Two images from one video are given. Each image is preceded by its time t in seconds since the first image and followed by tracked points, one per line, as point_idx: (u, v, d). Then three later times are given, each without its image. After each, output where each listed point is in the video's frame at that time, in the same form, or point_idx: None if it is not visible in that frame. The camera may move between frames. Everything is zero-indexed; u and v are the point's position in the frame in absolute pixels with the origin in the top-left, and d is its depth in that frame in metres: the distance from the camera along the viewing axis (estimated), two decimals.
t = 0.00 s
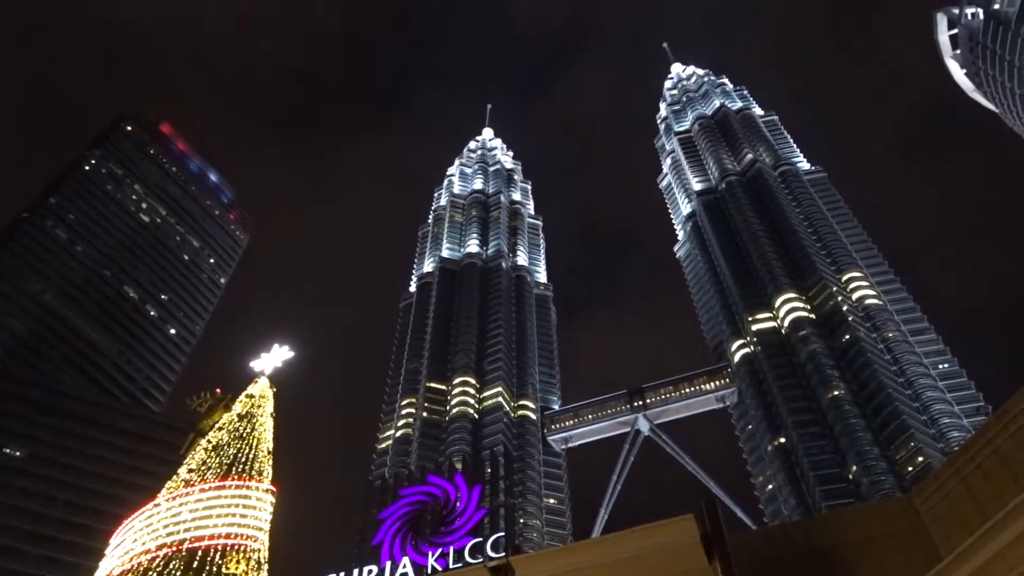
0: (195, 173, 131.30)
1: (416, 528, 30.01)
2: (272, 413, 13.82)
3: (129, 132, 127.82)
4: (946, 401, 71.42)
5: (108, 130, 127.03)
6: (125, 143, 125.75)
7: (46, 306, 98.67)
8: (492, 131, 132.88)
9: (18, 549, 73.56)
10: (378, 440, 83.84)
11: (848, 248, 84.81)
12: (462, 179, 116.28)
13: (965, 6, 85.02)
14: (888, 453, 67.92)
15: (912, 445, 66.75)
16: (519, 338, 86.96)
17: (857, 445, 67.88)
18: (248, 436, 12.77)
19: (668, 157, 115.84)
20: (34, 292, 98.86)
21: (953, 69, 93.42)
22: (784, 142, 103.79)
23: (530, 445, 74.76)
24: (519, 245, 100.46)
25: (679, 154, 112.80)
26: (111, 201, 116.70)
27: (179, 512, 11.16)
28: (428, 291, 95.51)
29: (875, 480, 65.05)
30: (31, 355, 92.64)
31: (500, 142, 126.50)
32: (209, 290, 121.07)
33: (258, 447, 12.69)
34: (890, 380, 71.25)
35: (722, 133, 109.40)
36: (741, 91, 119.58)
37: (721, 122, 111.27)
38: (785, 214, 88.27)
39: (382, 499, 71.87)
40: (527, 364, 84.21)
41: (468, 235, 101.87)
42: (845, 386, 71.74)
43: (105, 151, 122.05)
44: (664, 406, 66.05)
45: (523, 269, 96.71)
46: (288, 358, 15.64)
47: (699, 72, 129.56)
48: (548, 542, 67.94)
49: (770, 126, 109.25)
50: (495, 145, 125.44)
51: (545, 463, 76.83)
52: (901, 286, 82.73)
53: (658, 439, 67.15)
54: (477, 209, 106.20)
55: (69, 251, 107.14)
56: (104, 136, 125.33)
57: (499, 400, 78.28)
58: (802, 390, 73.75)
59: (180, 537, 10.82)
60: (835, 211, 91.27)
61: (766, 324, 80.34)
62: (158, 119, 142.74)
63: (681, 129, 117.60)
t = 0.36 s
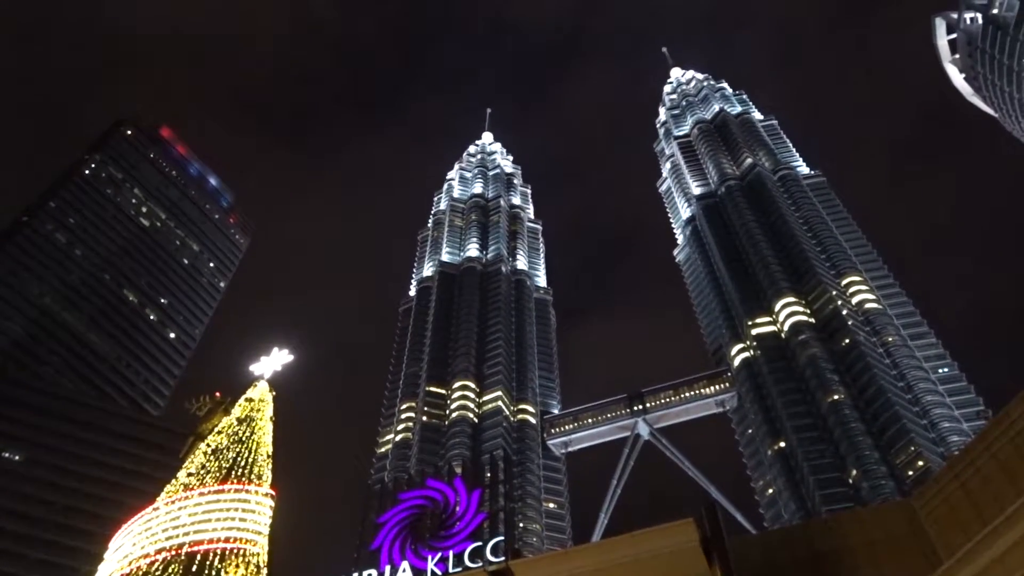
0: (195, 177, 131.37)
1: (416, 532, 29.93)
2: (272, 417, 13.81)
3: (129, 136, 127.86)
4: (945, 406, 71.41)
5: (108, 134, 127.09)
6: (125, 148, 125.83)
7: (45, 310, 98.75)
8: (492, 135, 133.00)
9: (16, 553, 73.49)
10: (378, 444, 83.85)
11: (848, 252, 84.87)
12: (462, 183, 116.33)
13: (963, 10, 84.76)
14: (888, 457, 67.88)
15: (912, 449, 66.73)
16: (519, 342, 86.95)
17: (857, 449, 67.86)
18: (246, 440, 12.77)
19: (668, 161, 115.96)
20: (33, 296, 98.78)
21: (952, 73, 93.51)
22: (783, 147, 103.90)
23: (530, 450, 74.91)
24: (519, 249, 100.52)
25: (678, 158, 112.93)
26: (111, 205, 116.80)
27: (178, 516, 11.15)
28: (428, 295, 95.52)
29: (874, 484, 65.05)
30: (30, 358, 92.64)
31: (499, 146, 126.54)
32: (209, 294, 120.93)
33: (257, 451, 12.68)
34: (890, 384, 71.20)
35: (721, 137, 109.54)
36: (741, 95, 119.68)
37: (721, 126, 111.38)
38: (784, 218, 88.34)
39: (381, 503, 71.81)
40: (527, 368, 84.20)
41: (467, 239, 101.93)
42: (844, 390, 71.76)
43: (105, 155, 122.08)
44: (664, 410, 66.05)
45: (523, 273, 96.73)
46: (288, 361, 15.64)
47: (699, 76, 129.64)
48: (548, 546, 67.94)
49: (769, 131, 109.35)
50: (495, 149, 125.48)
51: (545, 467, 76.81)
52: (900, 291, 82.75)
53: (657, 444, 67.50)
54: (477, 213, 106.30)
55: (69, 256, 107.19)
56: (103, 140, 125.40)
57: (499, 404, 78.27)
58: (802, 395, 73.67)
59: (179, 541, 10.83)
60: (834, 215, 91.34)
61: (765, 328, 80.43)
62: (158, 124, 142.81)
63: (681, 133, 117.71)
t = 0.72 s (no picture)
0: (198, 180, 131.54)
1: (419, 534, 29.76)
2: (275, 418, 13.81)
3: (132, 138, 128.15)
4: (950, 406, 71.20)
5: (111, 137, 127.41)
6: (128, 150, 126.15)
7: (48, 312, 98.94)
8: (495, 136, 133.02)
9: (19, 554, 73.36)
10: (381, 445, 83.81)
11: (851, 252, 84.75)
12: (465, 185, 116.36)
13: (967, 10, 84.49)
14: (892, 458, 67.69)
15: (916, 450, 66.55)
16: (522, 344, 86.93)
17: (860, 450, 67.72)
18: (250, 441, 12.79)
19: (671, 162, 115.94)
20: (37, 299, 99.00)
21: (955, 73, 93.71)
22: (786, 148, 103.80)
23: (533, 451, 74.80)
24: (522, 250, 100.51)
25: (681, 159, 112.90)
26: (114, 208, 117.11)
27: (182, 517, 11.15)
28: (431, 297, 95.58)
29: (878, 485, 64.95)
30: (35, 361, 92.86)
31: (502, 148, 126.52)
32: (211, 296, 121.44)
33: (260, 452, 12.70)
34: (894, 385, 71.01)
35: (724, 138, 109.48)
36: (744, 96, 119.59)
37: (724, 127, 111.30)
38: (787, 219, 88.23)
39: (385, 505, 71.71)
40: (530, 369, 84.18)
41: (470, 240, 101.98)
42: (848, 391, 71.64)
43: (109, 158, 122.32)
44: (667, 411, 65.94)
45: (526, 275, 96.66)
46: (291, 363, 15.66)
47: (701, 77, 129.60)
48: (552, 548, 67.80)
49: (772, 132, 109.25)
50: (497, 150, 125.48)
51: (548, 468, 76.72)
52: (904, 291, 82.57)
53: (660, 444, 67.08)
54: (480, 214, 106.33)
55: (72, 258, 107.37)
56: (107, 143, 125.78)
57: (502, 405, 78.26)
58: (805, 396, 73.54)
59: (183, 542, 10.83)
60: (838, 216, 91.22)
61: (769, 329, 80.39)
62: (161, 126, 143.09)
63: (683, 134, 117.71)
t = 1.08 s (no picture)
0: (203, 158, 131.43)
1: (425, 510, 30.11)
2: (282, 394, 13.86)
3: (137, 117, 128.14)
4: (956, 384, 71.06)
5: (117, 116, 127.55)
6: (134, 129, 126.51)
7: (55, 290, 99.43)
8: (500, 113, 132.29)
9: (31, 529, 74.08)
10: (388, 422, 84.39)
11: (858, 231, 84.31)
12: (470, 163, 115.96)
13: None
14: (897, 436, 67.66)
15: (921, 428, 66.44)
16: (528, 321, 87.05)
17: (866, 428, 67.76)
18: (258, 418, 12.88)
19: (677, 140, 115.17)
20: (45, 278, 99.59)
21: (965, 49, 90.61)
22: (794, 125, 102.84)
23: (539, 427, 75.57)
24: (527, 228, 100.33)
25: (688, 137, 112.13)
26: (120, 185, 117.91)
27: (191, 493, 11.29)
28: (437, 275, 95.66)
29: (883, 463, 65.25)
30: (43, 338, 93.09)
31: (508, 125, 125.80)
32: (218, 275, 120.86)
33: (269, 429, 12.79)
34: (900, 363, 70.87)
35: (731, 115, 108.53)
36: (751, 73, 118.38)
37: (731, 104, 110.27)
38: (794, 196, 87.73)
39: (391, 481, 72.35)
40: (536, 347, 84.31)
41: (476, 218, 101.97)
42: (854, 369, 71.69)
43: (114, 137, 122.51)
44: (674, 389, 65.98)
45: (532, 253, 96.49)
46: (298, 340, 15.74)
47: (709, 54, 128.21)
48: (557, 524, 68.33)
49: (780, 108, 108.22)
50: (503, 128, 124.76)
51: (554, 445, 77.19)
52: (911, 270, 82.13)
53: (665, 422, 67.09)
54: (485, 192, 106.07)
55: (79, 236, 107.75)
56: (113, 123, 126.28)
57: (507, 382, 78.62)
58: (811, 373, 73.73)
59: (193, 517, 10.99)
60: (845, 193, 90.62)
61: (775, 307, 80.46)
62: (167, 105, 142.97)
63: (690, 111, 116.75)
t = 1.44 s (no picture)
0: (204, 110, 129.92)
1: (428, 461, 30.86)
2: (286, 346, 14.00)
3: (137, 67, 126.32)
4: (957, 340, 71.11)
5: (116, 67, 125.78)
6: (133, 80, 124.70)
7: (58, 241, 99.39)
8: (504, 65, 130.19)
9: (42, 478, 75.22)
10: (391, 375, 84.98)
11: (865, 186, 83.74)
12: (474, 116, 114.42)
13: None
14: (897, 391, 67.96)
15: (921, 384, 66.81)
16: (531, 275, 86.98)
17: (867, 383, 68.05)
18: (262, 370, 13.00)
19: (684, 93, 113.43)
20: (48, 230, 99.68)
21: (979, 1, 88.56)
22: (802, 78, 101.10)
23: (541, 381, 75.66)
24: (531, 182, 99.50)
25: (694, 90, 110.41)
26: (122, 136, 117.56)
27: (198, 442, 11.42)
28: (440, 229, 95.49)
29: (882, 418, 65.32)
30: (48, 289, 93.34)
31: (512, 77, 123.79)
32: (220, 228, 119.44)
33: (273, 381, 12.93)
34: (902, 320, 70.96)
35: (739, 68, 106.65)
36: (760, 24, 115.89)
37: (739, 56, 108.28)
38: (801, 151, 86.93)
39: (395, 433, 73.19)
40: (539, 301, 84.29)
41: (479, 172, 101.28)
42: (856, 325, 71.99)
43: (115, 88, 121.50)
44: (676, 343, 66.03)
45: (536, 207, 95.83)
46: (301, 293, 15.77)
47: (717, 4, 125.34)
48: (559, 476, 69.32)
49: (788, 61, 106.27)
50: (507, 80, 122.80)
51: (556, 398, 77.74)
52: (917, 226, 81.67)
53: (667, 376, 67.36)
54: (488, 145, 104.98)
55: (81, 188, 107.52)
56: (113, 73, 124.55)
57: (510, 336, 78.98)
58: (814, 329, 74.21)
59: (200, 466, 11.09)
60: (852, 148, 89.68)
61: (779, 262, 80.51)
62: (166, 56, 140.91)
63: (697, 64, 114.69)
